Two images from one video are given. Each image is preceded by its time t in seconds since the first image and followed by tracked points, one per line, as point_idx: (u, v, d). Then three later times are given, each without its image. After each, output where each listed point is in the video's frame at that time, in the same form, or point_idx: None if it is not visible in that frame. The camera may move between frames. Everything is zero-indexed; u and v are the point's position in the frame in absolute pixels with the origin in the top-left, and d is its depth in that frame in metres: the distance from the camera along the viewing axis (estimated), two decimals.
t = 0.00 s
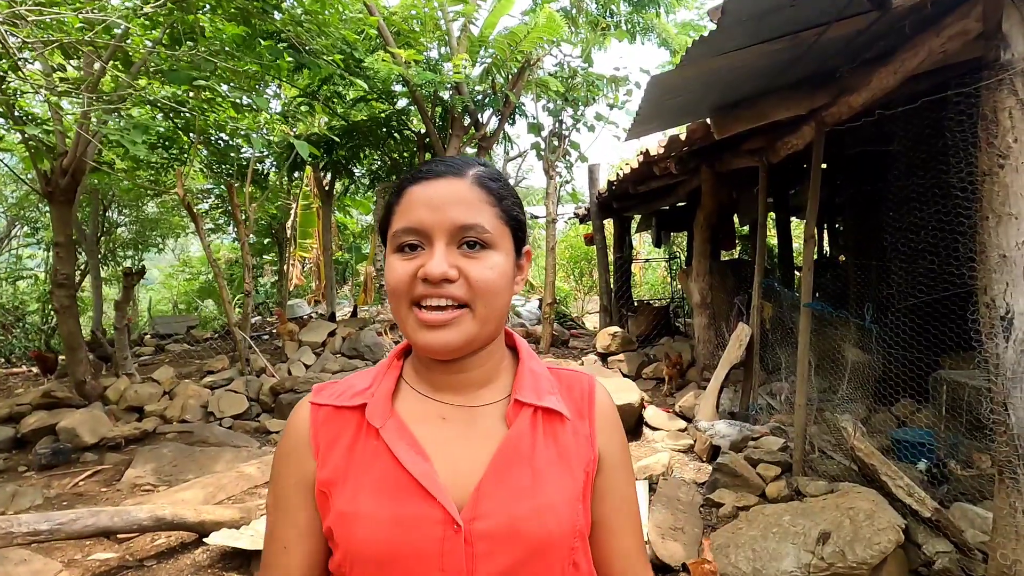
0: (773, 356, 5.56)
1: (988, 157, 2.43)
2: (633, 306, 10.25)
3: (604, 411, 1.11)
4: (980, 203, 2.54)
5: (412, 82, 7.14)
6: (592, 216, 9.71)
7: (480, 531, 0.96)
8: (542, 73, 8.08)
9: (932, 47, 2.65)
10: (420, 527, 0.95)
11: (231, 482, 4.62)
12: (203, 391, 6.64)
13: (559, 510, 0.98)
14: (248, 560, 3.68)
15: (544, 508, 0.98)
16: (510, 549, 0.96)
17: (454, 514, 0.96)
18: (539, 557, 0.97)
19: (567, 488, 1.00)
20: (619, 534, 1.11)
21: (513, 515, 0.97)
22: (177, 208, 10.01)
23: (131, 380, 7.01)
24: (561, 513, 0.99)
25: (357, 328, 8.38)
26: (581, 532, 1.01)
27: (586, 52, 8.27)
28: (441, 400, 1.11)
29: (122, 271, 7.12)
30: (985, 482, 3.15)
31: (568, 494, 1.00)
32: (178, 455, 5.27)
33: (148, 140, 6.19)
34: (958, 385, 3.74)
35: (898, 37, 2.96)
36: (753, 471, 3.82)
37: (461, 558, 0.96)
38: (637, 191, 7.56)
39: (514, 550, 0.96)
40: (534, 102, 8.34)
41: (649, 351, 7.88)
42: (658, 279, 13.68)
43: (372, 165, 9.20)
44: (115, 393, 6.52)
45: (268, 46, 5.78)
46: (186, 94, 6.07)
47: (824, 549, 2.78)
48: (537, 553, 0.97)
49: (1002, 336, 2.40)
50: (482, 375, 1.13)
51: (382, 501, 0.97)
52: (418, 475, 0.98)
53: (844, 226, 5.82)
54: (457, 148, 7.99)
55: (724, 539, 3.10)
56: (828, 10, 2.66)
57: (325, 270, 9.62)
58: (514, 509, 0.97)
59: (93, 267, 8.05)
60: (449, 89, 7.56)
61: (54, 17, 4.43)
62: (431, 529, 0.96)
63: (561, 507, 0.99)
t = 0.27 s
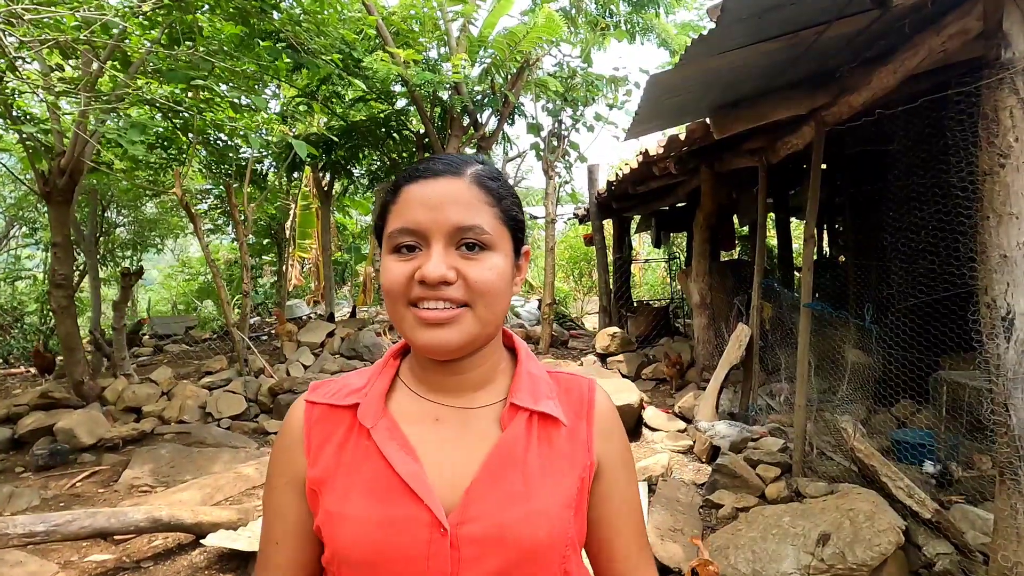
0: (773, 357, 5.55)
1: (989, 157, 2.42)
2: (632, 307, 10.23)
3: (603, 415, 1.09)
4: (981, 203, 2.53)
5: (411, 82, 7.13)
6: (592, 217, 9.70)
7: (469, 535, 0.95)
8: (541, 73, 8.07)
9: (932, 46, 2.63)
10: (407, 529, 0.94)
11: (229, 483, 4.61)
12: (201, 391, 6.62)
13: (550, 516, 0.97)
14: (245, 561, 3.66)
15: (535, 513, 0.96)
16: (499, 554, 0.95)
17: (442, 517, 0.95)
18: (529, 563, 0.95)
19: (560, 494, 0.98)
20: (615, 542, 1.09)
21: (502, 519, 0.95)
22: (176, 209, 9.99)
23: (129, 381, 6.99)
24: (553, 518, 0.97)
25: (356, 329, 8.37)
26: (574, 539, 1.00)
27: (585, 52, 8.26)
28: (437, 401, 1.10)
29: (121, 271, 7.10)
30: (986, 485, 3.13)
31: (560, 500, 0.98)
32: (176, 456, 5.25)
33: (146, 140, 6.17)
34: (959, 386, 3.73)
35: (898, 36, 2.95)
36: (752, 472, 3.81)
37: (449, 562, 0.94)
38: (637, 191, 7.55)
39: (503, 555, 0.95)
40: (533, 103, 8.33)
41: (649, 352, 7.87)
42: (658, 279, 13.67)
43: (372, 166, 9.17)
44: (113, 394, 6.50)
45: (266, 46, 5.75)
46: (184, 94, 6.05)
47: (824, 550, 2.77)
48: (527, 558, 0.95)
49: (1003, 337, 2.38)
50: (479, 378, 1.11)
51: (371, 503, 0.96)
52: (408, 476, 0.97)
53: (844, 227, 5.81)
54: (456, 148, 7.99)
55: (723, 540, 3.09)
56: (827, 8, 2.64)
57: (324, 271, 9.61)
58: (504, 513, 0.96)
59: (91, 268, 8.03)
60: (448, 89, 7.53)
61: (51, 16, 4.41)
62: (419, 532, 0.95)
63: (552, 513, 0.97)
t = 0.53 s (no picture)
0: (770, 355, 5.56)
1: (986, 155, 2.42)
2: (630, 306, 10.24)
3: (604, 412, 1.10)
4: (978, 201, 2.53)
5: (408, 81, 7.13)
6: (590, 216, 9.71)
7: (474, 536, 0.95)
8: (539, 73, 8.07)
9: (930, 45, 2.63)
10: (412, 531, 0.94)
11: (227, 482, 4.60)
12: (199, 391, 6.61)
13: (555, 516, 0.97)
14: (243, 561, 3.66)
15: (539, 513, 0.96)
16: (505, 553, 0.95)
17: (448, 518, 0.95)
18: (534, 562, 0.96)
19: (564, 493, 0.99)
20: (616, 539, 1.10)
21: (508, 519, 0.95)
22: (173, 208, 9.97)
23: (126, 381, 6.98)
24: (557, 519, 0.97)
25: (353, 328, 8.36)
26: (577, 537, 1.00)
27: (583, 51, 8.26)
28: (439, 400, 1.10)
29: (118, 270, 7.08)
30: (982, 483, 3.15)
31: (565, 499, 0.99)
32: (173, 456, 5.24)
33: (143, 139, 6.16)
34: (957, 384, 3.72)
35: (895, 35, 2.95)
36: (750, 470, 3.82)
37: (454, 563, 0.94)
38: (634, 190, 7.55)
39: (509, 555, 0.95)
40: (531, 102, 8.33)
41: (646, 351, 7.88)
42: (656, 279, 13.68)
43: (369, 165, 9.15)
44: (110, 394, 6.48)
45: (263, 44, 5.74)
46: (182, 93, 6.04)
47: (821, 548, 2.77)
48: (532, 557, 0.96)
49: (1000, 335, 2.39)
50: (481, 375, 1.11)
51: (375, 504, 0.96)
52: (411, 477, 0.97)
53: (841, 226, 5.82)
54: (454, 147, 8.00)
55: (721, 538, 3.10)
56: (825, 7, 2.64)
57: (322, 270, 9.60)
58: (510, 514, 0.96)
59: (88, 267, 8.01)
60: (445, 88, 7.51)
61: (47, 14, 4.39)
62: (425, 534, 0.94)
63: (557, 512, 0.97)
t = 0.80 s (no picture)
0: (769, 355, 5.57)
1: (983, 155, 2.43)
2: (629, 305, 10.25)
3: (594, 403, 1.13)
4: (975, 201, 2.54)
5: (407, 81, 7.13)
6: (589, 216, 9.71)
7: (481, 535, 0.96)
8: (538, 72, 8.08)
9: (927, 45, 2.64)
10: (418, 534, 0.95)
11: (227, 481, 4.61)
12: (198, 390, 6.62)
13: (556, 510, 0.99)
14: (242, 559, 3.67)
15: (542, 509, 0.98)
16: (511, 551, 0.96)
17: (453, 519, 0.96)
18: (539, 557, 0.98)
19: (563, 487, 1.02)
20: (612, 531, 1.12)
21: (512, 518, 0.97)
22: (173, 208, 9.96)
23: (125, 380, 6.98)
24: (558, 512, 1.00)
25: (353, 328, 8.36)
26: (577, 529, 1.03)
27: (582, 51, 8.27)
28: (436, 401, 1.10)
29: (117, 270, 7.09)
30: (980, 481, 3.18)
31: (565, 495, 1.01)
32: (173, 455, 5.25)
33: (143, 139, 6.17)
34: (954, 383, 3.75)
35: (893, 36, 2.96)
36: (749, 469, 3.83)
37: (461, 563, 0.95)
38: (634, 190, 7.55)
39: (514, 553, 0.97)
40: (530, 101, 8.33)
41: (645, 350, 7.90)
42: (655, 278, 13.70)
43: (369, 165, 9.15)
44: (110, 393, 6.49)
45: (263, 44, 5.74)
46: (181, 92, 6.05)
47: (819, 547, 2.78)
48: (536, 553, 0.98)
49: (996, 334, 2.39)
50: (479, 375, 1.12)
51: (379, 508, 0.96)
52: (413, 481, 0.97)
53: (840, 225, 5.83)
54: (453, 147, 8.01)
55: (719, 537, 3.11)
56: (824, 7, 2.64)
57: (322, 270, 9.61)
58: (514, 512, 0.97)
59: (88, 267, 8.00)
60: (444, 88, 7.51)
61: (47, 14, 4.39)
62: (430, 535, 0.95)
63: (558, 507, 1.00)
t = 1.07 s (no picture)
0: (768, 354, 5.57)
1: (979, 154, 2.43)
2: (630, 305, 10.25)
3: (583, 405, 1.14)
4: (972, 201, 2.54)
5: (407, 81, 7.14)
6: (589, 216, 9.71)
7: (464, 532, 0.97)
8: (538, 72, 8.08)
9: (925, 44, 2.63)
10: (402, 531, 0.95)
11: (226, 481, 4.62)
12: (199, 390, 6.63)
13: (542, 509, 1.00)
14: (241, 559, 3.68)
15: (527, 508, 0.98)
16: (495, 548, 0.97)
17: (437, 516, 0.96)
18: (523, 555, 0.98)
19: (549, 486, 1.02)
20: (599, 532, 1.12)
21: (496, 515, 0.97)
22: (175, 208, 9.99)
23: (126, 380, 6.99)
24: (544, 512, 1.00)
25: (353, 328, 8.37)
26: (562, 528, 1.03)
27: (583, 51, 8.27)
28: (425, 401, 1.11)
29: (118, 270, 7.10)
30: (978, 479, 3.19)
31: (550, 494, 1.01)
32: (173, 455, 5.26)
33: (144, 139, 6.18)
34: (953, 383, 3.73)
35: (891, 36, 2.96)
36: (748, 469, 3.83)
37: (444, 560, 0.96)
38: (634, 189, 7.55)
39: (498, 550, 0.97)
40: (531, 101, 8.32)
41: (646, 350, 7.90)
42: (656, 278, 13.69)
43: (370, 165, 9.14)
44: (110, 393, 6.50)
45: (263, 45, 5.75)
46: (182, 93, 6.06)
47: (817, 546, 2.78)
48: (521, 551, 0.98)
49: (994, 334, 2.39)
50: (468, 375, 1.13)
51: (364, 506, 0.96)
52: (399, 478, 0.98)
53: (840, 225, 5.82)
54: (454, 147, 8.01)
55: (717, 537, 3.11)
56: (821, 6, 2.64)
57: (323, 270, 9.63)
58: (499, 511, 0.98)
59: (90, 267, 8.02)
60: (445, 88, 7.51)
61: (48, 15, 4.41)
62: (414, 532, 0.96)
63: (544, 505, 1.00)
